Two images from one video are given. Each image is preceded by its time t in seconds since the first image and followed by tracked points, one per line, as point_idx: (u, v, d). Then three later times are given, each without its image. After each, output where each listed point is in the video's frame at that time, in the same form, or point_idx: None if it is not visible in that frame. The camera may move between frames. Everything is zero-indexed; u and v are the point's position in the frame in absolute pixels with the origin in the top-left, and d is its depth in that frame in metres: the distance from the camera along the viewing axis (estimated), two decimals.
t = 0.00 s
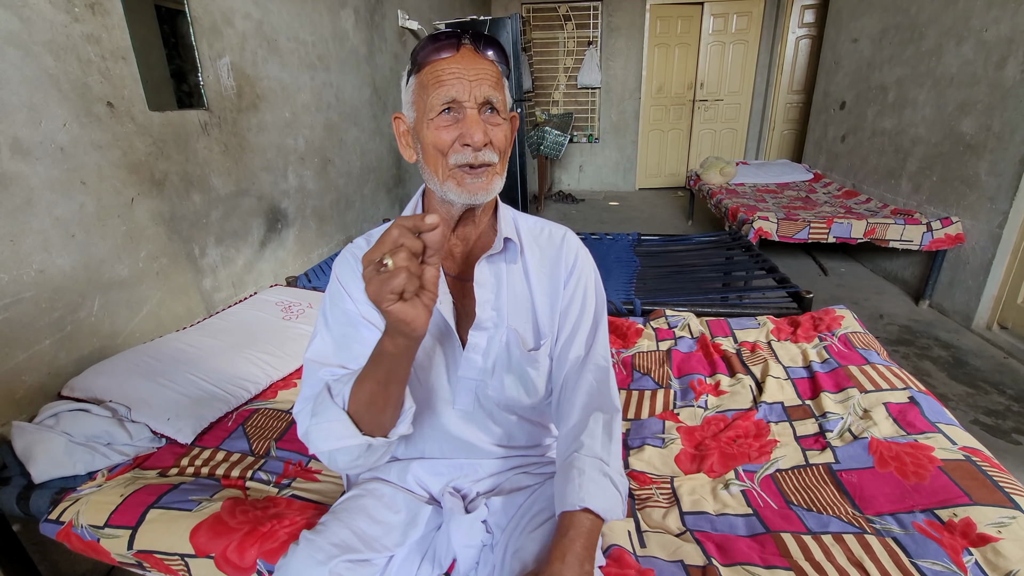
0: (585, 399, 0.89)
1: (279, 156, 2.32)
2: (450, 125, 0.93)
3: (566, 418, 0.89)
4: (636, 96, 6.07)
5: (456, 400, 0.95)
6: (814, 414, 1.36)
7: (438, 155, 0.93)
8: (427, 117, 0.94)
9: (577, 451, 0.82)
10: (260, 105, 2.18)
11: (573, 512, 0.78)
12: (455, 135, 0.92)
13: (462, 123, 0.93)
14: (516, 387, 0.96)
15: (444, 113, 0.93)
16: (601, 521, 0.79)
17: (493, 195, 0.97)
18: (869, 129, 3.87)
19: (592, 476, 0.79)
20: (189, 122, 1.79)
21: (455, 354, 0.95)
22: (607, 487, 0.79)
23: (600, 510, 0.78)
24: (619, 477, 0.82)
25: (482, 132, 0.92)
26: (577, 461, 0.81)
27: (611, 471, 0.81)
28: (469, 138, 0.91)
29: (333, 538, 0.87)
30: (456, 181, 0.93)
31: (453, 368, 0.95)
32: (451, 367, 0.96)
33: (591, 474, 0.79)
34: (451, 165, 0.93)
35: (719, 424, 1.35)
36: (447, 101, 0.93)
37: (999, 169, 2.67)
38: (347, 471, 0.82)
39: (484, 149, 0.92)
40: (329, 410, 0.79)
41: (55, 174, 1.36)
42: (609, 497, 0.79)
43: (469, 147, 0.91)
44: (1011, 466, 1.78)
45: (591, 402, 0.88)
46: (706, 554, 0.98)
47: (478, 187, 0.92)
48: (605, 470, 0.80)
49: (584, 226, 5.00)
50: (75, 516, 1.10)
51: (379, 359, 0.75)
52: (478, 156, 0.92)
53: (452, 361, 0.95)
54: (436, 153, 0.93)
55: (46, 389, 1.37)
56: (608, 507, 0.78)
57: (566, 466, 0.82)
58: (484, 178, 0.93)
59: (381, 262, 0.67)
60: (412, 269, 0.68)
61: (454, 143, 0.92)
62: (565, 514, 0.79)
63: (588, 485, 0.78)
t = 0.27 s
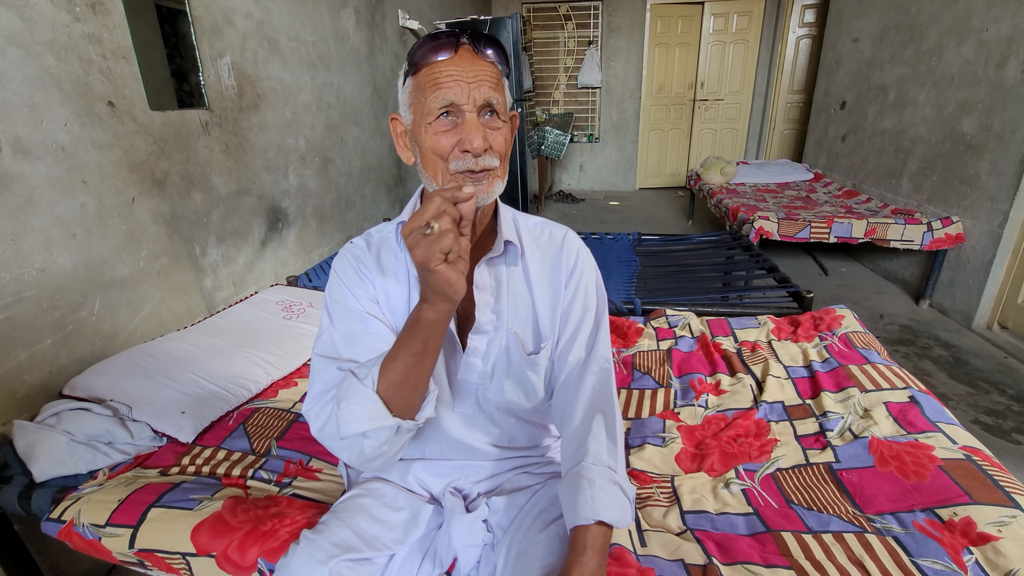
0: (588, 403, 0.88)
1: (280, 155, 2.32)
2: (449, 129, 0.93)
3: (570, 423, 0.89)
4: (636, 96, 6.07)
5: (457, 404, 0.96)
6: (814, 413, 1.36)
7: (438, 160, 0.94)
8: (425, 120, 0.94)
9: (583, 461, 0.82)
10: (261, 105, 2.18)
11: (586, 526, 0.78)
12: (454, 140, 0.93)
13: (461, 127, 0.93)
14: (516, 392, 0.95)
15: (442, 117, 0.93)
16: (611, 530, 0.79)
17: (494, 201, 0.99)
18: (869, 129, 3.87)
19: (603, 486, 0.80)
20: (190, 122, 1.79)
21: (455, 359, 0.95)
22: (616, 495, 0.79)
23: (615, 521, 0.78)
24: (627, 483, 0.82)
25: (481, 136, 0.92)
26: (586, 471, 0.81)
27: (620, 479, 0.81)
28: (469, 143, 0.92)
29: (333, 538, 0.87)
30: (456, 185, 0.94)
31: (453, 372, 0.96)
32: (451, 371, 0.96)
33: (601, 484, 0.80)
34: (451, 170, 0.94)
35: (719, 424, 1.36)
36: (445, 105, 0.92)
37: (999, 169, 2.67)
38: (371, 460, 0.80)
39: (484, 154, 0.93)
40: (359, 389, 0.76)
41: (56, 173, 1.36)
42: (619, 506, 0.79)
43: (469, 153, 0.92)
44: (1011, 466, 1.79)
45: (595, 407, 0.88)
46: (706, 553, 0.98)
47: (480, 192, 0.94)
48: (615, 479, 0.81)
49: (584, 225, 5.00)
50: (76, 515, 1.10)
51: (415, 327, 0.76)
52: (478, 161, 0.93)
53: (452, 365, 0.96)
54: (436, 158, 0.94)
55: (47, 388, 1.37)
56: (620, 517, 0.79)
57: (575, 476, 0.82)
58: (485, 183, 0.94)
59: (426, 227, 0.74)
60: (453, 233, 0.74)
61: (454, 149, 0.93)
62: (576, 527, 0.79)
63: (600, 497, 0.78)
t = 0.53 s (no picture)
0: (590, 404, 0.88)
1: (281, 155, 2.32)
2: (449, 137, 0.93)
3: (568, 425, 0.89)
4: (637, 96, 6.07)
5: (458, 405, 0.96)
6: (815, 412, 1.36)
7: (439, 167, 0.94)
8: (425, 127, 0.94)
9: (580, 462, 0.83)
10: (262, 104, 2.19)
11: (580, 525, 0.78)
12: (454, 148, 0.93)
13: (461, 135, 0.93)
14: (518, 393, 0.95)
15: (443, 124, 0.93)
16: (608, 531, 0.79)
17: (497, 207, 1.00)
18: (870, 129, 3.87)
19: (598, 486, 0.80)
20: (191, 121, 1.79)
21: (456, 359, 0.95)
22: (613, 495, 0.80)
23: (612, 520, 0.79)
24: (625, 483, 0.83)
25: (482, 145, 0.93)
26: (582, 471, 0.81)
27: (616, 479, 0.81)
28: (468, 152, 0.92)
29: (335, 535, 0.88)
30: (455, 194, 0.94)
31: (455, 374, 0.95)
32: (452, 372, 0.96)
33: (597, 484, 0.80)
34: (451, 177, 0.94)
35: (720, 423, 1.36)
36: (445, 112, 0.92)
37: (1000, 169, 2.67)
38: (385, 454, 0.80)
39: (484, 162, 0.93)
40: (374, 381, 0.76)
41: (59, 172, 1.36)
42: (616, 508, 0.79)
43: (468, 160, 0.92)
44: (1012, 466, 1.78)
45: (595, 407, 0.88)
46: (708, 551, 0.98)
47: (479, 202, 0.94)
48: (611, 479, 0.81)
49: (585, 225, 5.00)
50: (79, 513, 1.10)
51: (427, 317, 0.76)
52: (479, 170, 0.93)
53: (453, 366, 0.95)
54: (437, 165, 0.95)
55: (49, 387, 1.37)
56: (616, 517, 0.79)
57: (572, 475, 0.82)
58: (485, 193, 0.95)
59: (437, 217, 0.75)
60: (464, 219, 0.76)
61: (454, 157, 0.93)
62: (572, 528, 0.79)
63: (595, 496, 0.79)
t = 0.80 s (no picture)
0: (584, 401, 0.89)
1: (282, 154, 2.32)
2: (458, 122, 0.94)
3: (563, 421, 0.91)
4: (637, 96, 6.07)
5: (459, 398, 0.98)
6: (815, 412, 1.36)
7: (444, 152, 0.94)
8: (437, 112, 0.95)
9: (572, 458, 0.84)
10: (263, 103, 2.19)
11: (570, 520, 0.79)
12: (461, 132, 0.93)
13: (470, 122, 0.94)
14: (518, 387, 0.97)
15: (454, 110, 0.94)
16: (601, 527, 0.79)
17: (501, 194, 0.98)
18: (871, 129, 3.87)
19: (589, 482, 0.80)
20: (193, 120, 1.79)
21: (457, 352, 0.96)
22: (604, 491, 0.79)
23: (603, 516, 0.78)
24: (618, 479, 0.82)
25: (489, 132, 0.93)
26: (574, 468, 0.82)
27: (609, 475, 0.81)
28: (475, 137, 0.93)
29: (335, 531, 0.88)
30: (458, 177, 0.94)
31: (456, 368, 0.97)
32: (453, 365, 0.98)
33: (587, 480, 0.80)
34: (454, 161, 0.94)
35: (721, 422, 1.36)
36: (457, 99, 0.94)
37: (1001, 170, 2.67)
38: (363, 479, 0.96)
39: (489, 149, 0.93)
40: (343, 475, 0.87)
41: (61, 170, 1.36)
42: (608, 505, 0.79)
43: (474, 145, 0.93)
44: (1012, 467, 1.78)
45: (592, 403, 0.88)
46: (707, 550, 0.98)
47: (481, 185, 0.93)
48: (604, 476, 0.81)
49: (585, 225, 5.01)
50: (81, 510, 1.11)
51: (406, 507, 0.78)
52: (483, 155, 0.93)
53: (454, 359, 0.97)
54: (442, 150, 0.95)
55: (51, 384, 1.37)
56: (609, 513, 0.79)
57: (564, 471, 0.83)
58: (487, 178, 0.93)
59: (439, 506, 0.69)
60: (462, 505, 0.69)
61: (460, 141, 0.93)
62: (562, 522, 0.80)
63: (585, 491, 0.79)
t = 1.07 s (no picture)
0: (580, 390, 0.90)
1: (282, 153, 2.32)
2: (455, 123, 0.94)
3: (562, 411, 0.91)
4: (638, 96, 6.07)
5: (459, 390, 0.97)
6: (816, 412, 1.36)
7: (442, 152, 0.94)
8: (433, 114, 0.95)
9: (562, 446, 0.87)
10: (264, 103, 2.19)
11: (559, 505, 0.82)
12: (458, 133, 0.93)
13: (467, 123, 0.94)
14: (518, 378, 0.97)
15: (450, 112, 0.94)
16: (591, 512, 0.82)
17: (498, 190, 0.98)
18: (872, 129, 3.87)
19: (575, 469, 0.84)
20: (193, 119, 1.79)
21: (457, 343, 0.96)
22: (592, 480, 0.82)
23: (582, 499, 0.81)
24: (607, 468, 0.85)
25: (485, 132, 0.93)
26: (564, 456, 0.85)
27: (596, 464, 0.84)
28: (471, 137, 0.93)
29: (336, 529, 0.88)
30: (457, 175, 0.94)
31: (455, 359, 0.97)
32: (452, 357, 0.97)
33: (576, 468, 0.84)
34: (452, 160, 0.94)
35: (721, 423, 1.36)
36: (453, 100, 0.94)
37: (1002, 170, 2.67)
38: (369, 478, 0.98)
39: (486, 148, 0.93)
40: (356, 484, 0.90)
41: (61, 169, 1.36)
42: (596, 492, 0.82)
43: (471, 145, 0.93)
44: (1012, 467, 1.78)
45: (586, 393, 0.89)
46: (708, 550, 0.98)
47: (479, 182, 0.93)
48: (592, 464, 0.84)
49: (586, 225, 5.01)
50: (81, 509, 1.11)
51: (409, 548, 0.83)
52: (480, 154, 0.93)
53: (453, 350, 0.97)
54: (440, 150, 0.95)
55: (52, 383, 1.38)
56: (597, 498, 0.82)
57: (556, 460, 0.86)
58: (485, 174, 0.94)
59: None
60: None
61: (458, 141, 0.93)
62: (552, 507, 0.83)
63: (571, 479, 0.83)
